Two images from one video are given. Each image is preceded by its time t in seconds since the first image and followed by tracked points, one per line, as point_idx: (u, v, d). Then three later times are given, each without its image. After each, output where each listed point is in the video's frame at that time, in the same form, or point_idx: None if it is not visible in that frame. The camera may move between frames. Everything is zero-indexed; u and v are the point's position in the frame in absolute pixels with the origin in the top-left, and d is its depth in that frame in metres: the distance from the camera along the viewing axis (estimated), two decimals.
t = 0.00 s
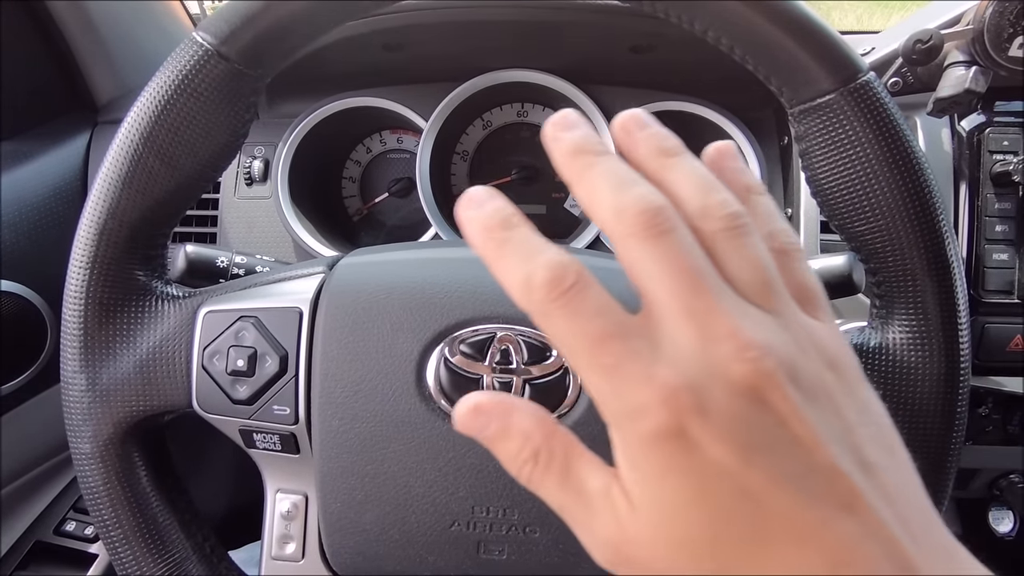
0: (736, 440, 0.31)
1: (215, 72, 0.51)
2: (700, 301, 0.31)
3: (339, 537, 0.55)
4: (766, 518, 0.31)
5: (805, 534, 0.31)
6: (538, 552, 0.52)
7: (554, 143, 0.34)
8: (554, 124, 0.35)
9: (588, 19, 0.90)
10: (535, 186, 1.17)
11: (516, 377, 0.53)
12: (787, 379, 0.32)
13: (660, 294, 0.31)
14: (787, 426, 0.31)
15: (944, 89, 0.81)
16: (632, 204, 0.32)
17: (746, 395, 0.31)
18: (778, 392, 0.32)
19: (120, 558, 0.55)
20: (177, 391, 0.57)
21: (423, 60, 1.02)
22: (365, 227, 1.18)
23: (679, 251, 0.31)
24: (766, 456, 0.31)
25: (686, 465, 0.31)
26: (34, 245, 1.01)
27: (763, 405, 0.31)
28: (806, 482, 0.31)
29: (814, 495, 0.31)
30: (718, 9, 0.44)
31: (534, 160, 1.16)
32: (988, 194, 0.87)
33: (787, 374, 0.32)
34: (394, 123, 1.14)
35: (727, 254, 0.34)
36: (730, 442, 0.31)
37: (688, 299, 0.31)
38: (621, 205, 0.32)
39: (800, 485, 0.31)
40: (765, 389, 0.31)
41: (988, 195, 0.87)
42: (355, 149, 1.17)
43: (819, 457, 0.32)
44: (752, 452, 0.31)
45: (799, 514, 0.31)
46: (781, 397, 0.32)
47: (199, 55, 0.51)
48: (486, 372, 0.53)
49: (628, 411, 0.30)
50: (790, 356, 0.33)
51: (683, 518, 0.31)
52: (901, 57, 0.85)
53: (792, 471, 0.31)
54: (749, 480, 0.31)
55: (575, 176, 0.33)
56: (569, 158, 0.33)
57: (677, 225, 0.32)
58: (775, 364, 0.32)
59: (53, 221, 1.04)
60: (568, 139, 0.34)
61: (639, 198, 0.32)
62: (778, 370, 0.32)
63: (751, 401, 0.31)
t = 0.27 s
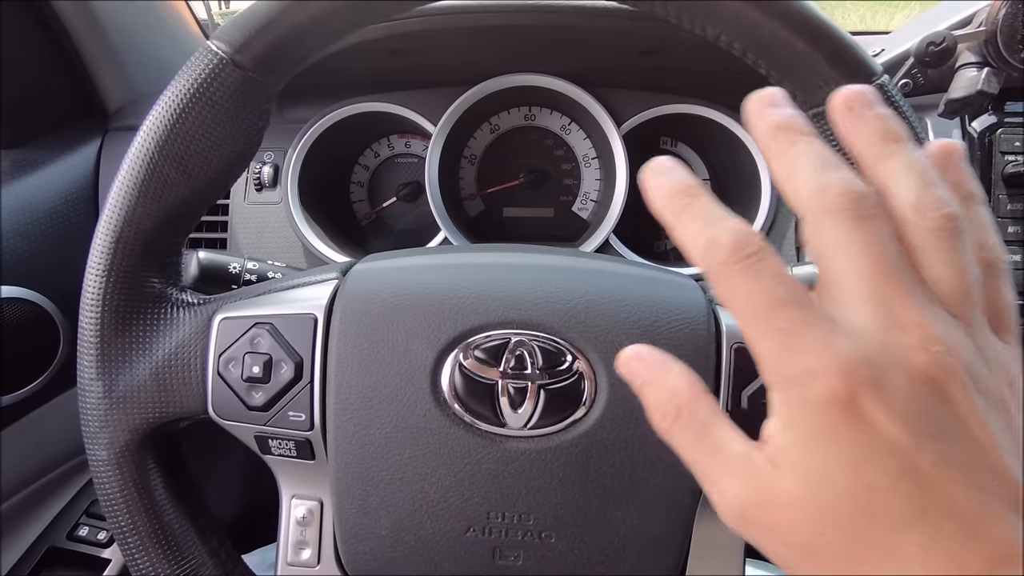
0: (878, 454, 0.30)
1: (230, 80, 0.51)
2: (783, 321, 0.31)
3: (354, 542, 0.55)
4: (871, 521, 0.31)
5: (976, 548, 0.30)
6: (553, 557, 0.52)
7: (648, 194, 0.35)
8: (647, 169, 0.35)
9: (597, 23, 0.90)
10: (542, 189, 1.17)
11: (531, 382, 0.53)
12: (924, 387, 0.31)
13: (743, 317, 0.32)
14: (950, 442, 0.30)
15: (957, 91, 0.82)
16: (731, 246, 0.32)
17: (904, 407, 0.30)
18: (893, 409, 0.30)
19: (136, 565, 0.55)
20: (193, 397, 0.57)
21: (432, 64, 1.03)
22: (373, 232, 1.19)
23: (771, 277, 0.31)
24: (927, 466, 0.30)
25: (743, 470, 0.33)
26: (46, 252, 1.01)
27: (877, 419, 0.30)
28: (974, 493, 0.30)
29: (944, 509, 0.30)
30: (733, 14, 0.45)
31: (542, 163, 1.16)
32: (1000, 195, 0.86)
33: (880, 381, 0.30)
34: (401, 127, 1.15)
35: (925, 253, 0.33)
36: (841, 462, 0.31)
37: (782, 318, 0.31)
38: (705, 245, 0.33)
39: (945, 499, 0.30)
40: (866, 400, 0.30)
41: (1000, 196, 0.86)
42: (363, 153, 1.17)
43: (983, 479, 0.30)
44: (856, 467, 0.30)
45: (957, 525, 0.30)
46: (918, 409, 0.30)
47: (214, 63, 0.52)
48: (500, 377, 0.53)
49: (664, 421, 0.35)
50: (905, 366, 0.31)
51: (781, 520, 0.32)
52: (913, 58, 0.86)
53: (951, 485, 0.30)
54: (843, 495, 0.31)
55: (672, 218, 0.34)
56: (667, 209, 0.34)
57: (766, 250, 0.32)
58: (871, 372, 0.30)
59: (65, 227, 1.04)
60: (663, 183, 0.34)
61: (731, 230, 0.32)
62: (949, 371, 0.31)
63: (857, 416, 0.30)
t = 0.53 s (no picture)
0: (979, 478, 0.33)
1: (224, 77, 0.51)
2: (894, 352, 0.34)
3: (352, 545, 0.54)
4: (996, 540, 0.33)
5: None
6: (553, 560, 0.51)
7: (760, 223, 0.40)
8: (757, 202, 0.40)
9: (597, 19, 0.89)
10: (543, 188, 1.16)
11: (531, 382, 0.52)
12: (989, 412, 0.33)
13: (863, 360, 0.35)
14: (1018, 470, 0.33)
15: (962, 86, 0.79)
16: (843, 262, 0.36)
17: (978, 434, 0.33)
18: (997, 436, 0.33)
19: (130, 568, 0.54)
20: (188, 398, 0.57)
21: (431, 62, 1.02)
22: (372, 231, 1.18)
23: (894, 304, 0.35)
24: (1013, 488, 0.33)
25: (838, 491, 0.37)
26: (44, 253, 1.01)
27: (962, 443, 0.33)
28: None
29: None
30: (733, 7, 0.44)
31: (542, 162, 1.15)
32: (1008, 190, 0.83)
33: (990, 409, 0.33)
34: (401, 126, 1.14)
35: (945, 279, 0.36)
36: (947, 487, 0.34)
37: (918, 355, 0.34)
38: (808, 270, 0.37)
39: None
40: (968, 430, 0.33)
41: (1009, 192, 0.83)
42: (363, 152, 1.17)
43: None
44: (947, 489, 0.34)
45: None
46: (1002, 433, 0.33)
47: (207, 59, 0.51)
48: (498, 377, 0.52)
49: (759, 438, 0.41)
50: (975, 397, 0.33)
51: (872, 535, 0.36)
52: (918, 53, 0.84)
53: None
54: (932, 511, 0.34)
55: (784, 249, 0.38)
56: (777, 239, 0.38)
57: (880, 278, 0.35)
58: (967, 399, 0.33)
59: (63, 227, 1.04)
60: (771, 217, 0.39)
61: (845, 258, 0.36)
62: (984, 396, 0.33)
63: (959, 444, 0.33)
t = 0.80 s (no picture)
0: (922, 477, 0.32)
1: (235, 85, 0.51)
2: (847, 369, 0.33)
3: (362, 550, 0.55)
4: (948, 545, 0.32)
5: None
6: (563, 566, 0.52)
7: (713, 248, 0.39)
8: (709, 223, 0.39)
9: (604, 24, 0.90)
10: (549, 192, 1.16)
11: (540, 389, 0.52)
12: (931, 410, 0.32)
13: (821, 384, 0.34)
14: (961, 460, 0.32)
15: (970, 92, 0.77)
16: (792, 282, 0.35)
17: (921, 433, 0.32)
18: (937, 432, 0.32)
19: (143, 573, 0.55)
20: (200, 404, 0.57)
21: (438, 67, 1.02)
22: (379, 235, 1.18)
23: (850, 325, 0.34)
24: (955, 481, 0.32)
25: (798, 500, 0.36)
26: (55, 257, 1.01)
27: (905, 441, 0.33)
28: None
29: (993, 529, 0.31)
30: (743, 15, 0.44)
31: (549, 166, 1.16)
32: (1015, 196, 0.80)
33: (937, 416, 0.32)
34: (407, 131, 1.14)
35: (886, 290, 0.35)
36: (901, 498, 0.33)
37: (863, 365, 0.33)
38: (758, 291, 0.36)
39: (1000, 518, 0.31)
40: (908, 429, 0.32)
41: (1015, 198, 0.80)
42: (370, 157, 1.17)
43: None
44: (892, 485, 0.33)
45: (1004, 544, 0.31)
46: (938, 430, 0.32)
47: (219, 68, 0.51)
48: (508, 383, 0.52)
49: (720, 449, 0.39)
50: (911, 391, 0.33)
51: (834, 552, 0.35)
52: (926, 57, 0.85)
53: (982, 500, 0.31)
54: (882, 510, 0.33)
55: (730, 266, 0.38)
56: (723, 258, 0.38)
57: (825, 291, 0.35)
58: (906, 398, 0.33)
59: (73, 232, 1.05)
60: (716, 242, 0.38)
61: (791, 273, 0.36)
62: (928, 404, 0.32)
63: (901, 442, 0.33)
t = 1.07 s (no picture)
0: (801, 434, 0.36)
1: (234, 88, 0.50)
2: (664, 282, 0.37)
3: (364, 564, 0.53)
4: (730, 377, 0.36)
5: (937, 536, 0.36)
6: None
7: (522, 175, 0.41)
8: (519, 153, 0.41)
9: (612, 24, 0.88)
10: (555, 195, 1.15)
11: (547, 399, 0.51)
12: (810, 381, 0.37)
13: (624, 271, 0.38)
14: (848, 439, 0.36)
15: (991, 92, 0.72)
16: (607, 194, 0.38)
17: (804, 398, 0.36)
18: (824, 403, 0.36)
19: None
20: (199, 413, 0.56)
21: (443, 68, 1.01)
22: (383, 238, 1.17)
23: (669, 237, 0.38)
24: (844, 459, 0.36)
25: (611, 361, 0.39)
26: (59, 259, 1.00)
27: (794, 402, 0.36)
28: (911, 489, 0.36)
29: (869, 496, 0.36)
30: (758, 15, 0.42)
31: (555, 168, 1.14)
32: None
33: (698, 257, 0.37)
34: (412, 132, 1.13)
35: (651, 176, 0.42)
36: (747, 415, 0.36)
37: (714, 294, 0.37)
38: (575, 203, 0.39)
39: (876, 488, 0.36)
40: (798, 393, 0.36)
41: None
42: (374, 159, 1.16)
43: (915, 479, 0.36)
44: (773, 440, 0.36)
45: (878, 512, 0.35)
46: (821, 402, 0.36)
47: (219, 70, 0.50)
48: (513, 394, 0.51)
49: (545, 335, 0.42)
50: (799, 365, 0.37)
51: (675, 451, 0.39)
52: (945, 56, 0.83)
53: (867, 477, 0.36)
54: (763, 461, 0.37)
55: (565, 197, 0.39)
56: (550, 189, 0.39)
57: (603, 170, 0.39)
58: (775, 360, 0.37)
59: (74, 236, 1.04)
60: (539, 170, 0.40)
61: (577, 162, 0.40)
62: (690, 247, 0.38)
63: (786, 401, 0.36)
